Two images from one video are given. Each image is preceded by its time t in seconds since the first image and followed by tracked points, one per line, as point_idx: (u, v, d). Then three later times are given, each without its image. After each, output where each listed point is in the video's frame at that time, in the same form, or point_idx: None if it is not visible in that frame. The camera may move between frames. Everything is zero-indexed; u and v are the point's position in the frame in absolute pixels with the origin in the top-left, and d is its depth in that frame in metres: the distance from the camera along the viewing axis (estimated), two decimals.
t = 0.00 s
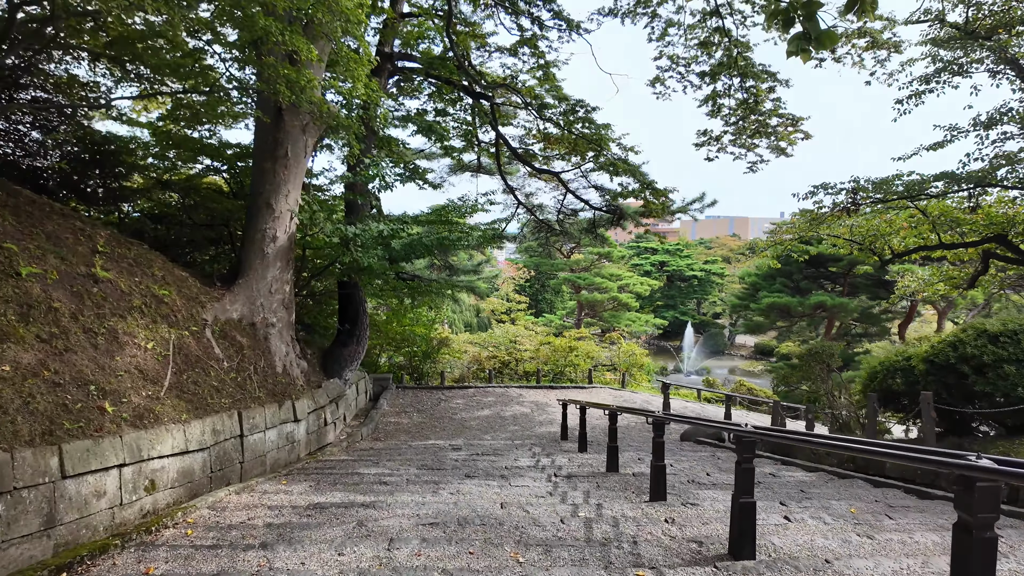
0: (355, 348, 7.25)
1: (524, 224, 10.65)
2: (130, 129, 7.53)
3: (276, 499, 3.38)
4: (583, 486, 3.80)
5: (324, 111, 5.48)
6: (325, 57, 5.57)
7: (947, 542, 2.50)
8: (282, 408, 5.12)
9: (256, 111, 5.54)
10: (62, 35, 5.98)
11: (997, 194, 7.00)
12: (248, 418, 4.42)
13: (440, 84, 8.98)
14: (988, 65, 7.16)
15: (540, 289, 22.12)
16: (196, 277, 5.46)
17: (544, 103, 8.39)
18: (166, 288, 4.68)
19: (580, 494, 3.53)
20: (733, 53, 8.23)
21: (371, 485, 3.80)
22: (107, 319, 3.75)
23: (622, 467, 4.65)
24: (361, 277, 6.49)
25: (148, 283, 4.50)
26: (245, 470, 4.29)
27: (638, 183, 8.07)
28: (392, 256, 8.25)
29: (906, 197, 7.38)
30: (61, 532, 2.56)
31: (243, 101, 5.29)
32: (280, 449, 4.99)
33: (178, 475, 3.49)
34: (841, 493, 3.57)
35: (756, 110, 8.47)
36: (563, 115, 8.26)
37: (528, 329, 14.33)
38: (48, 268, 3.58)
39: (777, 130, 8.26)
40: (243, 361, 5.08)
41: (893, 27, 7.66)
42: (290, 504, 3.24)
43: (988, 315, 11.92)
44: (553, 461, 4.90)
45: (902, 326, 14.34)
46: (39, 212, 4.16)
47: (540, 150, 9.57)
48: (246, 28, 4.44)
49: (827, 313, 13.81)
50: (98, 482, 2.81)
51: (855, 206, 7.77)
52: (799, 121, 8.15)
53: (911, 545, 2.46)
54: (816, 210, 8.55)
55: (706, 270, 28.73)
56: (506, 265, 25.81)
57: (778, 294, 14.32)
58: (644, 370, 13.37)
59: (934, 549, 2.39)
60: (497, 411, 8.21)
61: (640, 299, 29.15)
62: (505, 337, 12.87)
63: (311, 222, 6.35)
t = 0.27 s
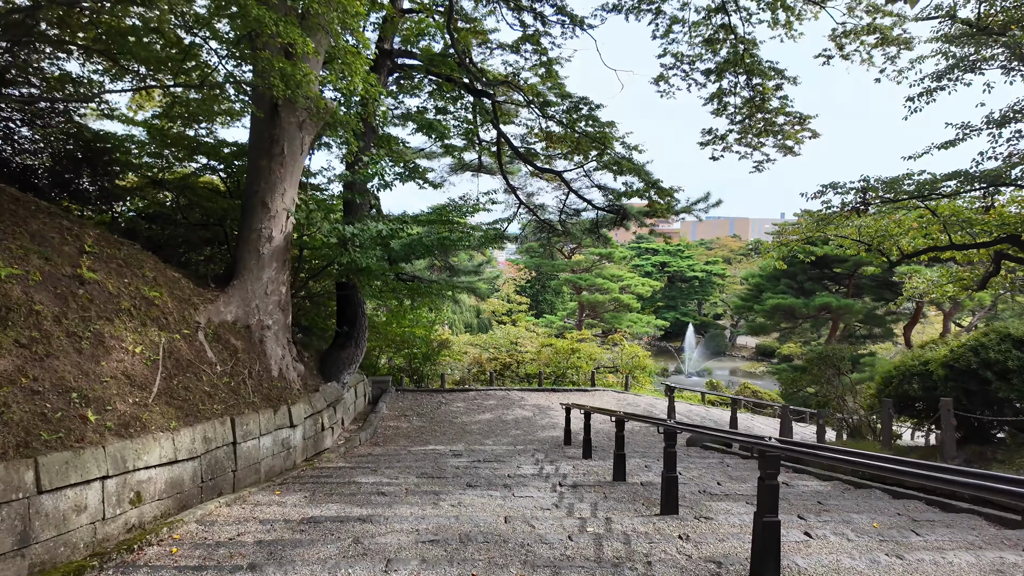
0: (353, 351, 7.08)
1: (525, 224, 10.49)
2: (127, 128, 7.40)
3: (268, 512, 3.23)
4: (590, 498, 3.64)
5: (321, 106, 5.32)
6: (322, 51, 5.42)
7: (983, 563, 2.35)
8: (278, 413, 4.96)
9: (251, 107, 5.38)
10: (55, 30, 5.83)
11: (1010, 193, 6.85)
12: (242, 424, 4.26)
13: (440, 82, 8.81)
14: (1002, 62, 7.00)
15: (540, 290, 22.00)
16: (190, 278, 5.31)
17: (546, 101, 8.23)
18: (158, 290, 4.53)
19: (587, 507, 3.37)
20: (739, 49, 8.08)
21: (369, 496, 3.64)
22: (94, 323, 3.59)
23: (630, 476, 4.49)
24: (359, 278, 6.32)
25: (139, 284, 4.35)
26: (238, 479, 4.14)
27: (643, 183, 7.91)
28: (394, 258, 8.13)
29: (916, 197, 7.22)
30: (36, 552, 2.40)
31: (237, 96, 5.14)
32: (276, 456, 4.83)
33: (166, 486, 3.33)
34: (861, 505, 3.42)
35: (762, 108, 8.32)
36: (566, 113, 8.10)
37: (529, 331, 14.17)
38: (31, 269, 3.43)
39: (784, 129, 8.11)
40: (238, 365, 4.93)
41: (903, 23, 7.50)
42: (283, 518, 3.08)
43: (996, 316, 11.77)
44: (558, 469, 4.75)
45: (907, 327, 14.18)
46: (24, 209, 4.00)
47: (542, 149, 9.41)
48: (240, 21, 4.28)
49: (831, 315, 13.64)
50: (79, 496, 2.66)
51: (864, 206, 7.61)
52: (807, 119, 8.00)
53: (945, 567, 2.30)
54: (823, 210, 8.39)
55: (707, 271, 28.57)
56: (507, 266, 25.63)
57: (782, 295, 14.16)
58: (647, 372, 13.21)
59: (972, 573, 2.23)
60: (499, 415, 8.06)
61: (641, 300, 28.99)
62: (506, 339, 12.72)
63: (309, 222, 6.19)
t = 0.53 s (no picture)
0: (351, 355, 6.91)
1: (526, 224, 10.34)
2: (121, 127, 7.26)
3: (257, 527, 3.08)
4: (595, 511, 3.49)
5: (317, 104, 5.15)
6: (318, 47, 5.26)
7: None
8: (272, 420, 4.81)
9: (245, 104, 5.22)
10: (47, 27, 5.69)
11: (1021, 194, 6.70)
12: (233, 433, 4.11)
13: (439, 81, 8.64)
14: (1013, 59, 6.85)
15: (541, 291, 21.84)
16: (182, 281, 5.16)
17: (548, 100, 8.07)
18: (147, 293, 4.38)
19: (592, 521, 3.22)
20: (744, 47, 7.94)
21: (364, 509, 3.49)
22: (77, 328, 3.43)
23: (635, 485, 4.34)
24: (356, 281, 6.16)
25: (126, 287, 4.19)
26: (229, 490, 3.99)
27: (646, 183, 7.75)
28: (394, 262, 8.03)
29: (925, 198, 7.07)
30: None
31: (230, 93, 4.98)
32: (269, 464, 4.68)
33: (151, 499, 3.17)
34: (878, 519, 3.26)
35: (767, 108, 8.17)
36: (568, 111, 7.95)
37: (530, 333, 14.01)
38: (10, 272, 3.27)
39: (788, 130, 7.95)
40: (230, 371, 4.77)
41: (912, 20, 7.36)
42: (273, 535, 2.93)
43: (1002, 318, 11.63)
44: (561, 478, 4.59)
45: (911, 329, 14.02)
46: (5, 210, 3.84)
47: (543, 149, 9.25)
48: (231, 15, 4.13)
49: (835, 317, 13.48)
50: (54, 514, 2.50)
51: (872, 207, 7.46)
52: (813, 118, 7.86)
53: None
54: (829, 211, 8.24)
55: (708, 272, 28.41)
56: (507, 267, 25.46)
57: (785, 297, 14.01)
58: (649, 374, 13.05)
59: None
60: (499, 419, 7.91)
61: (642, 302, 28.83)
62: (506, 341, 12.56)
63: (305, 223, 6.04)
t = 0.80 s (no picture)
0: (347, 360, 6.76)
1: (526, 226, 10.18)
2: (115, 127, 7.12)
3: (245, 545, 2.92)
4: (601, 526, 3.32)
5: (311, 101, 4.99)
6: (313, 43, 5.11)
7: None
8: (265, 429, 4.65)
9: (238, 101, 5.07)
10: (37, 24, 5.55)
11: None
12: (223, 442, 3.94)
13: (439, 80, 8.48)
14: None
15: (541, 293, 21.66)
16: (172, 284, 5.00)
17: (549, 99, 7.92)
18: (134, 296, 4.22)
19: (599, 537, 3.05)
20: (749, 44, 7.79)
21: (358, 524, 3.33)
22: (56, 333, 3.27)
23: (642, 497, 4.17)
24: (353, 284, 6.00)
25: (112, 291, 4.03)
26: (218, 502, 3.82)
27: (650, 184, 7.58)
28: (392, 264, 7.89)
29: (935, 198, 6.91)
30: None
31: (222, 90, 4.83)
32: (261, 474, 4.52)
33: (133, 515, 3.01)
34: (899, 536, 3.10)
35: (772, 108, 8.03)
36: (570, 111, 7.79)
37: (531, 336, 13.83)
38: None
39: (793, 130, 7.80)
40: (220, 377, 4.61)
41: (921, 16, 7.21)
42: (260, 554, 2.77)
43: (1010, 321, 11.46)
44: (564, 489, 4.42)
45: (917, 332, 13.84)
46: None
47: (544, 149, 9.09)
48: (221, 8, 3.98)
49: (840, 319, 13.30)
50: (23, 534, 2.34)
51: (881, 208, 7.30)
52: (819, 116, 7.70)
53: None
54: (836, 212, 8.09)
55: (709, 274, 28.24)
56: (507, 269, 25.28)
57: (789, 299, 13.83)
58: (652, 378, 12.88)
59: None
60: (499, 425, 7.74)
61: (643, 304, 28.65)
62: (506, 345, 12.40)
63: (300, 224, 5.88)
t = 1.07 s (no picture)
0: (346, 362, 6.60)
1: (529, 226, 10.03)
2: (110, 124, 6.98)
3: (234, 560, 2.77)
4: (611, 539, 3.16)
5: (308, 96, 4.83)
6: (310, 36, 4.95)
7: None
8: (260, 434, 4.49)
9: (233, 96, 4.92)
10: (29, 18, 5.42)
11: None
12: (215, 449, 3.79)
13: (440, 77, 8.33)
14: None
15: (543, 294, 21.49)
16: (165, 285, 4.86)
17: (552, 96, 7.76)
18: (124, 297, 4.07)
19: (609, 552, 2.89)
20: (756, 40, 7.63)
21: (355, 536, 3.18)
22: (38, 336, 3.12)
23: (651, 506, 4.01)
24: (351, 284, 5.85)
25: (100, 291, 3.88)
26: (210, 512, 3.67)
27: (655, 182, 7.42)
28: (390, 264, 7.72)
29: (948, 197, 6.75)
30: None
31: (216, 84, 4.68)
32: (256, 481, 4.37)
33: (117, 528, 2.85)
34: (924, 551, 2.94)
35: (779, 106, 7.88)
36: (573, 108, 7.64)
37: (533, 337, 13.67)
38: None
39: (800, 128, 7.65)
40: (213, 381, 4.46)
41: (932, 12, 7.05)
42: (249, 571, 2.61)
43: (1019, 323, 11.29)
44: (569, 497, 4.26)
45: (924, 334, 13.67)
46: None
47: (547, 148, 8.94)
48: None
49: (846, 321, 13.14)
50: None
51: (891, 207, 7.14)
52: (828, 114, 7.54)
53: None
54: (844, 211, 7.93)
55: (712, 275, 28.07)
56: (508, 270, 25.11)
57: (795, 301, 13.67)
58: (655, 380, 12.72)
59: None
60: (501, 429, 7.59)
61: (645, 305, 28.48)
62: (508, 347, 12.25)
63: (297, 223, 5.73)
